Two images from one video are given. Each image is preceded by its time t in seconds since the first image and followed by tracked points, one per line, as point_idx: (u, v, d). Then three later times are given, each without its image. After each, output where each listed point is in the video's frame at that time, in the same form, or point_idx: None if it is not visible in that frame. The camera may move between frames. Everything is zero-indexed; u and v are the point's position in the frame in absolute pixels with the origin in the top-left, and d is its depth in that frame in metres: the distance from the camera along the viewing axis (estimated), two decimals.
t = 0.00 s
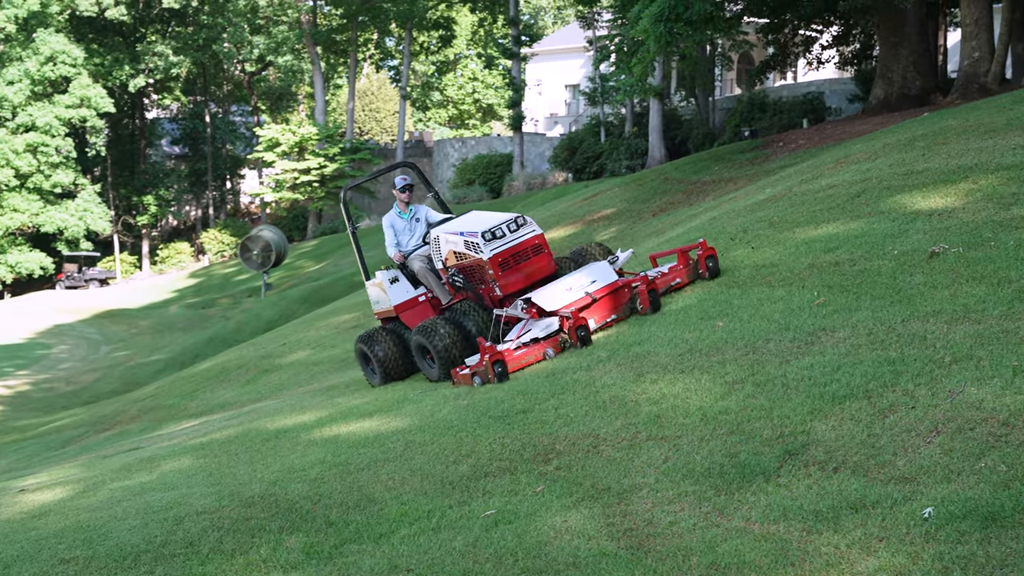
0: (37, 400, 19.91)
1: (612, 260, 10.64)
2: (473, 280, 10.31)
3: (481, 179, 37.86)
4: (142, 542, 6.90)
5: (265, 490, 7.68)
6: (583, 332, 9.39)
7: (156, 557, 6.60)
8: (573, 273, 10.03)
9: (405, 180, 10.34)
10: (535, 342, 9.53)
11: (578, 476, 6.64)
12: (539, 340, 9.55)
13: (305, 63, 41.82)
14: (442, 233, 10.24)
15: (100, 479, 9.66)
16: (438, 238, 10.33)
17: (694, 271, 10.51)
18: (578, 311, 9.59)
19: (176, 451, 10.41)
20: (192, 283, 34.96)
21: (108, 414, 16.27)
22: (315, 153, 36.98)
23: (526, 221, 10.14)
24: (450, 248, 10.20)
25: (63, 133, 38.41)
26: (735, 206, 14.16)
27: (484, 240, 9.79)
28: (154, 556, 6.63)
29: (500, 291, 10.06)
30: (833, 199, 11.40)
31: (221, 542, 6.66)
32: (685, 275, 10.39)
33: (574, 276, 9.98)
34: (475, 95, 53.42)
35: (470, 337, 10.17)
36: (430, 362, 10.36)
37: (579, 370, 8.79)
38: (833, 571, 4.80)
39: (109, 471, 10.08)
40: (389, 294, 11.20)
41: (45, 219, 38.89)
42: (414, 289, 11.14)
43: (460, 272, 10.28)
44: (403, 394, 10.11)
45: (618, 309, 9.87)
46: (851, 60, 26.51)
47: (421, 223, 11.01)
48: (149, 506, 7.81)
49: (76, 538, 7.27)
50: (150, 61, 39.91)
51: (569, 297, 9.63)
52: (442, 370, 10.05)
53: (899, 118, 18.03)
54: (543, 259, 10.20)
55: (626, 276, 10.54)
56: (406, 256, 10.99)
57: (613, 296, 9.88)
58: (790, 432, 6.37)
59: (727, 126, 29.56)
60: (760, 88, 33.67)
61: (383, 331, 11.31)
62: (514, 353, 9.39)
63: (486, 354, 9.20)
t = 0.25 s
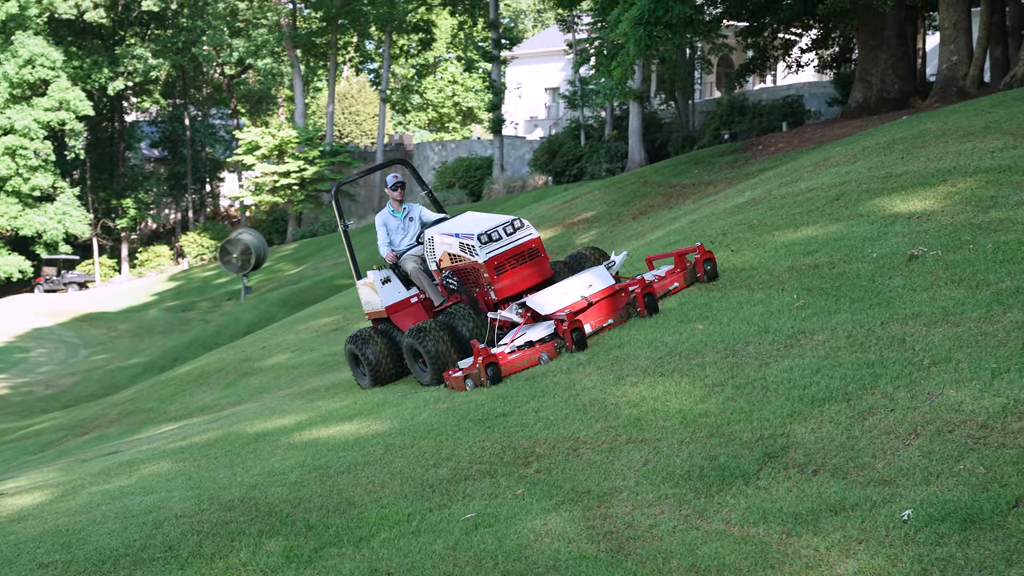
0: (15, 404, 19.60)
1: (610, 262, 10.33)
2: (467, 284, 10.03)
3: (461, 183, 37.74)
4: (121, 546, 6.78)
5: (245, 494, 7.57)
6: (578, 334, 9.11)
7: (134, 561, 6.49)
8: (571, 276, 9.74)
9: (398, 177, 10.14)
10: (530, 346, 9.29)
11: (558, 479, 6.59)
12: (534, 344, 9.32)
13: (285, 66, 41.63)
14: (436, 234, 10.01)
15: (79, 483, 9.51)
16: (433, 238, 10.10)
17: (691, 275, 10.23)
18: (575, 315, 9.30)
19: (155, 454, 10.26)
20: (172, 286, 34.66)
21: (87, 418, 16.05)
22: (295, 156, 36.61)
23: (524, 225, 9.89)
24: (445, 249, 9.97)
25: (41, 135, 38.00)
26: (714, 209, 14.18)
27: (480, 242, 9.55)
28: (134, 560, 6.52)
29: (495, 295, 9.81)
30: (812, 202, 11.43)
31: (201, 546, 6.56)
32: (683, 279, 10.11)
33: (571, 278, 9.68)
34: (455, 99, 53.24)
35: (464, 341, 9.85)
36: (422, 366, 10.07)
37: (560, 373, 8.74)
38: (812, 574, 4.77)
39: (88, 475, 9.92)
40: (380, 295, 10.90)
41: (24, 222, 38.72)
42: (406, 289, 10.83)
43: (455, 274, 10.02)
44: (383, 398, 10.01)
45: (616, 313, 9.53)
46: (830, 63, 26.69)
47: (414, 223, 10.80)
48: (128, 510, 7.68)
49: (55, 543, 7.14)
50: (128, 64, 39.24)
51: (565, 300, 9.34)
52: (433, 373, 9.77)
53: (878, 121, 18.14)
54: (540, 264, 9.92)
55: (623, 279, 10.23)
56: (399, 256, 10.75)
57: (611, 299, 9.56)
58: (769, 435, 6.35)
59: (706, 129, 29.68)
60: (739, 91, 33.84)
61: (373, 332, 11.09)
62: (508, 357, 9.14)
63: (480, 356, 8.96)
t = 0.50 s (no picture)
0: None
1: (607, 262, 9.99)
2: (461, 287, 9.78)
3: (440, 185, 37.60)
4: (100, 549, 6.67)
5: (224, 497, 7.46)
6: (575, 337, 8.83)
7: (113, 565, 6.39)
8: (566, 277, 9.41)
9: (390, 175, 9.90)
10: (524, 348, 9.02)
11: (538, 481, 6.55)
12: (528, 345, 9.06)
13: (264, 68, 41.40)
14: (430, 234, 9.79)
15: (57, 486, 9.34)
16: (426, 238, 9.88)
17: (689, 278, 9.95)
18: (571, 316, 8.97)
19: (134, 457, 10.11)
20: (151, 289, 34.32)
21: (65, 421, 15.82)
22: (275, 159, 36.32)
23: (519, 226, 9.68)
24: (438, 250, 9.74)
25: (19, 138, 37.50)
26: (694, 212, 14.20)
27: (475, 243, 9.32)
28: (112, 564, 6.42)
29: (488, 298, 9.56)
30: (791, 205, 11.46)
31: (180, 549, 6.47)
32: (679, 281, 9.82)
33: (567, 278, 9.35)
34: (434, 101, 53.02)
35: (457, 345, 9.56)
36: (413, 370, 9.78)
37: (540, 376, 8.69)
38: None
39: (66, 478, 9.75)
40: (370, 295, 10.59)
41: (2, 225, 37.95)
42: (397, 290, 10.58)
43: (449, 276, 9.78)
44: (363, 401, 9.90)
45: (611, 316, 9.24)
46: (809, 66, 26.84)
47: (406, 221, 10.56)
48: (107, 513, 7.55)
49: (32, 547, 7.01)
50: (107, 66, 38.71)
51: (561, 302, 9.01)
52: (426, 377, 9.49)
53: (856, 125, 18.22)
54: (535, 266, 9.67)
55: (620, 279, 9.91)
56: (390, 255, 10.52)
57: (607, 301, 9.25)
58: (749, 437, 6.33)
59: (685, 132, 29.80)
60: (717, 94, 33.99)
61: (362, 334, 10.62)
62: (501, 359, 8.88)
63: (473, 359, 8.73)
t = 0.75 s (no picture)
0: None
1: (602, 263, 9.85)
2: (455, 286, 9.48)
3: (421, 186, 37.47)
4: (80, 551, 6.59)
5: (205, 499, 7.37)
6: (571, 339, 8.61)
7: (93, 567, 6.30)
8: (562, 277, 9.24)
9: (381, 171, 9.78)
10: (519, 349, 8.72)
11: (519, 481, 6.51)
12: (523, 347, 8.73)
13: (243, 69, 41.08)
14: (422, 232, 9.53)
15: (37, 488, 9.20)
16: (418, 237, 9.60)
17: (688, 279, 9.69)
18: (568, 318, 8.77)
19: (114, 459, 9.97)
20: (132, 290, 33.98)
21: (43, 423, 15.60)
22: (255, 160, 36.17)
23: (514, 224, 9.43)
24: (430, 249, 9.49)
25: None
26: (675, 213, 14.22)
27: (468, 242, 9.09)
28: (92, 566, 6.33)
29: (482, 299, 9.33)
30: (772, 206, 11.49)
31: (161, 550, 6.39)
32: (678, 283, 9.57)
33: (562, 279, 9.18)
34: (415, 102, 53.12)
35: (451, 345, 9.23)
36: (407, 372, 9.47)
37: (521, 376, 8.64)
38: None
39: (44, 480, 9.61)
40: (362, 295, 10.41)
41: None
42: (388, 290, 10.40)
43: (442, 275, 9.50)
44: (344, 402, 9.82)
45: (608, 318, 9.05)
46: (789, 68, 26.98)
47: (397, 219, 10.25)
48: (87, 515, 7.44)
49: (11, 549, 6.90)
50: (86, 67, 38.26)
51: (558, 303, 8.82)
52: (419, 379, 9.17)
53: (836, 126, 18.32)
54: (530, 266, 9.48)
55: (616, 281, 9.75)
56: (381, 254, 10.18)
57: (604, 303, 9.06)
58: (730, 438, 6.31)
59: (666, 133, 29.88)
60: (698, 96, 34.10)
61: (354, 334, 10.30)
62: (496, 361, 8.58)
63: (467, 361, 8.45)
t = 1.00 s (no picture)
0: None
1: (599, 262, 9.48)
2: (447, 286, 9.15)
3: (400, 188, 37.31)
4: (57, 555, 6.48)
5: (183, 501, 7.26)
6: (567, 345, 8.28)
7: (69, 571, 6.20)
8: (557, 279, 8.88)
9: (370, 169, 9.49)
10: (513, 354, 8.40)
11: (497, 483, 6.46)
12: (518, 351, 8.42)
13: (222, 71, 40.84)
14: (414, 232, 9.20)
15: (13, 492, 9.03)
16: (410, 237, 9.26)
17: (685, 280, 9.44)
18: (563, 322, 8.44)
19: (90, 462, 9.80)
20: (109, 292, 33.59)
21: (19, 426, 15.34)
22: (234, 162, 35.75)
23: (507, 224, 9.09)
24: (422, 249, 9.16)
25: None
26: (653, 214, 14.23)
27: (461, 243, 8.76)
28: (69, 569, 6.23)
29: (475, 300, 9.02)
30: (749, 208, 11.51)
31: (139, 554, 6.31)
32: (675, 284, 9.28)
33: (557, 281, 8.82)
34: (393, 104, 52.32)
35: (442, 347, 8.89)
36: (397, 374, 9.15)
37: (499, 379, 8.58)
38: None
39: (19, 484, 9.43)
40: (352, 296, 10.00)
41: None
42: (379, 290, 9.95)
43: (433, 276, 9.16)
44: (323, 404, 9.71)
45: (604, 320, 8.73)
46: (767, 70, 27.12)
47: (387, 218, 9.85)
48: (64, 519, 7.31)
49: None
50: (64, 69, 37.95)
51: (552, 306, 8.47)
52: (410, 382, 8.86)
53: (814, 128, 18.42)
54: (524, 267, 9.15)
55: (612, 282, 9.40)
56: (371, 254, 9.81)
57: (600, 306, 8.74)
58: (708, 439, 6.29)
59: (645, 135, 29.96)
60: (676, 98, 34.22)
61: (344, 336, 9.99)
62: (490, 366, 8.28)
63: (461, 366, 8.16)
